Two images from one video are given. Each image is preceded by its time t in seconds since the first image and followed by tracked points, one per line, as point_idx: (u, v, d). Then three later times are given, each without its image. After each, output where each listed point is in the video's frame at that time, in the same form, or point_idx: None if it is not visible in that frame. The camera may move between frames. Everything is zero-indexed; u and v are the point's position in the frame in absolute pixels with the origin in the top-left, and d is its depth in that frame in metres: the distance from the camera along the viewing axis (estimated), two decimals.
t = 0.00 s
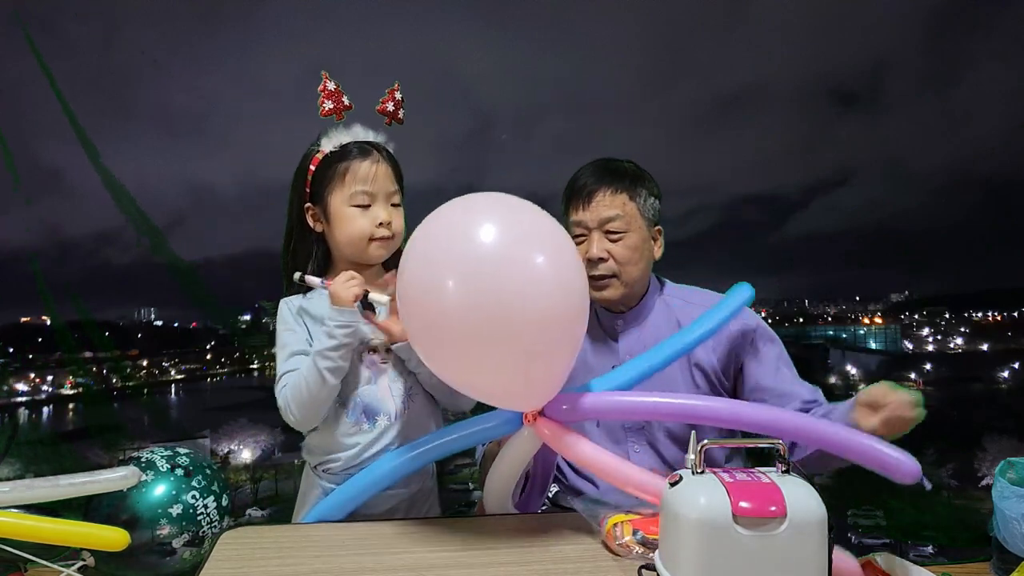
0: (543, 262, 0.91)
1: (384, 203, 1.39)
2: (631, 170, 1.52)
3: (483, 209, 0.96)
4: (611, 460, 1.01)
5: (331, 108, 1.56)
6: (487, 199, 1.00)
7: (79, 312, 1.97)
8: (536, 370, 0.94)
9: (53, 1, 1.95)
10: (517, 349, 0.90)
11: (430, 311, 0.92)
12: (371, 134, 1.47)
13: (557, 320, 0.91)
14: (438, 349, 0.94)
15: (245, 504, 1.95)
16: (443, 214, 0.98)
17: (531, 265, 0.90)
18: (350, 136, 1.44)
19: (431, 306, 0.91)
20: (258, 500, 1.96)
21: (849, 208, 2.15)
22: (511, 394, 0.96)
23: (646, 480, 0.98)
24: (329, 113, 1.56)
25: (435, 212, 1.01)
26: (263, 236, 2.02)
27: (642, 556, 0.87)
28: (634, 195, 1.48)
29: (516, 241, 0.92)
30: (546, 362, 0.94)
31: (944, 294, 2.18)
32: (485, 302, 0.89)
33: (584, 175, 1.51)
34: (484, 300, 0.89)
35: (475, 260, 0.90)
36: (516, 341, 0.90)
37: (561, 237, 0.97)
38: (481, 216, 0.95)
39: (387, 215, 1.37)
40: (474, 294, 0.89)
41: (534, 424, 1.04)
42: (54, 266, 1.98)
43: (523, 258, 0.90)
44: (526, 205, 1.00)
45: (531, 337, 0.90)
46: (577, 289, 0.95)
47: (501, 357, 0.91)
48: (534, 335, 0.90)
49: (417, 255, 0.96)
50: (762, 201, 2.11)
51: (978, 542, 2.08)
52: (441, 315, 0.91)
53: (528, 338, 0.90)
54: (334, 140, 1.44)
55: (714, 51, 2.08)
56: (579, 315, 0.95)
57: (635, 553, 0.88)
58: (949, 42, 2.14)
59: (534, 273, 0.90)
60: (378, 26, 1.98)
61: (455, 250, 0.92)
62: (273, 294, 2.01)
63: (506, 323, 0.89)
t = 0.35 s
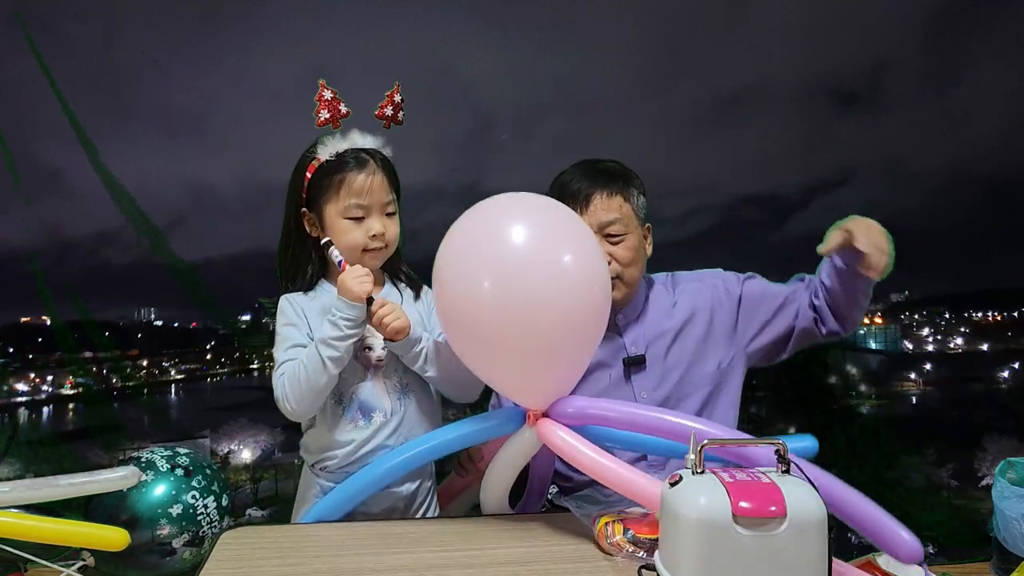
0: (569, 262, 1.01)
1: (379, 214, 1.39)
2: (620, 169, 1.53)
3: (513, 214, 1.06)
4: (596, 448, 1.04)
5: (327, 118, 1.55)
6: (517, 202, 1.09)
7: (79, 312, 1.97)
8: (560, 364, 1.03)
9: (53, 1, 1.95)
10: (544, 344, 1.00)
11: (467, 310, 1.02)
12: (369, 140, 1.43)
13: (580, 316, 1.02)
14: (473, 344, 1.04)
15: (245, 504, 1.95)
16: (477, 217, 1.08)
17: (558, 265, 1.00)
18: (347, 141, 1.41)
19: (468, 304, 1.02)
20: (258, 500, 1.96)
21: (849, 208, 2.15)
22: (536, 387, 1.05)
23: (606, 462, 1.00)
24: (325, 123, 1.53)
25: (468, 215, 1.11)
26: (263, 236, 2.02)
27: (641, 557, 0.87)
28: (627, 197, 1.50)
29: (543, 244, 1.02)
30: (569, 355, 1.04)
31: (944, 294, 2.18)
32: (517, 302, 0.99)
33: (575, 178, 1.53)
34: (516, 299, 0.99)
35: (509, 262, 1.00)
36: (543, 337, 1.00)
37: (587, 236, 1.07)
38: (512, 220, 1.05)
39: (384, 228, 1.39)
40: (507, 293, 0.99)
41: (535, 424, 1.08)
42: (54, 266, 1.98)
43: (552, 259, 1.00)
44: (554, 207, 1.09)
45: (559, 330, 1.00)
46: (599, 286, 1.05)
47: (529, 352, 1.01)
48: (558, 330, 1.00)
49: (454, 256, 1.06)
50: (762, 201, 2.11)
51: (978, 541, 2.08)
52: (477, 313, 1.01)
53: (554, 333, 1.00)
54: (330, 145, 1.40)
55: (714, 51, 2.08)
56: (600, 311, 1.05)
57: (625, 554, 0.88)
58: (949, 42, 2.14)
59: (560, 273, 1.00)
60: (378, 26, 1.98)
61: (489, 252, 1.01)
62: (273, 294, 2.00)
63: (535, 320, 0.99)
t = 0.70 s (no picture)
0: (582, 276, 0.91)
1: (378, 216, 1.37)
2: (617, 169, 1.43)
3: (524, 224, 0.96)
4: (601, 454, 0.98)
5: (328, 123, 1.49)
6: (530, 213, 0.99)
7: (79, 312, 1.97)
8: (567, 385, 0.93)
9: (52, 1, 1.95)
10: (552, 363, 0.90)
11: (471, 325, 0.92)
12: (371, 143, 1.42)
13: (592, 335, 0.91)
14: (474, 360, 0.94)
15: (245, 505, 1.94)
16: (485, 228, 0.98)
17: (571, 279, 0.90)
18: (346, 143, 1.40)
19: (471, 318, 0.91)
20: (258, 500, 1.96)
21: (849, 208, 2.15)
22: (542, 407, 0.95)
23: (587, 456, 0.97)
24: (324, 128, 1.49)
25: (477, 226, 1.00)
26: (264, 236, 2.03)
27: (640, 557, 0.87)
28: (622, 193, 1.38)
29: (555, 255, 0.91)
30: (578, 376, 0.93)
31: (944, 294, 2.18)
32: (524, 317, 0.88)
33: (568, 178, 1.42)
34: (523, 315, 0.88)
35: (518, 274, 0.89)
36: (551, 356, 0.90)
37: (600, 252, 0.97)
38: (523, 230, 0.94)
39: (383, 230, 1.36)
40: (514, 308, 0.88)
41: (548, 438, 1.03)
42: (55, 266, 1.97)
43: (564, 272, 0.90)
44: (570, 222, 0.99)
45: (568, 351, 0.90)
46: (612, 304, 0.94)
47: (535, 372, 0.90)
48: (567, 350, 0.89)
49: (459, 267, 0.96)
50: (761, 201, 2.12)
51: (978, 542, 2.08)
52: (481, 328, 0.90)
53: (563, 353, 0.90)
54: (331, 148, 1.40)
55: (714, 51, 2.08)
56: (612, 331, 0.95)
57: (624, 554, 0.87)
58: (949, 42, 2.14)
59: (573, 289, 0.89)
60: (378, 26, 1.98)
61: (496, 263, 0.91)
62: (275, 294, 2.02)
63: (543, 338, 0.88)
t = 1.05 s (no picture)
0: (643, 288, 0.91)
1: (364, 204, 1.35)
2: (587, 168, 1.32)
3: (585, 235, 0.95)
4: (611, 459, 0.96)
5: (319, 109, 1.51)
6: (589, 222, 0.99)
7: (79, 312, 1.97)
8: (619, 390, 0.96)
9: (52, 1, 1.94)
10: (607, 372, 0.92)
11: (530, 337, 0.93)
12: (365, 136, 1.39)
13: (647, 341, 0.92)
14: (531, 371, 0.95)
15: (245, 505, 1.94)
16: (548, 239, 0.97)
17: (632, 292, 0.90)
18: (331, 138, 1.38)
19: (532, 330, 0.92)
20: (258, 500, 1.96)
21: (849, 208, 2.15)
22: (592, 410, 0.97)
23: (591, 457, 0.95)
24: (315, 117, 1.48)
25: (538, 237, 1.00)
26: (264, 237, 2.03)
27: (641, 557, 0.86)
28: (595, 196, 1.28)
29: (617, 266, 0.91)
30: (630, 382, 0.95)
31: (944, 295, 2.18)
32: (586, 331, 0.89)
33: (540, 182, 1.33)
34: (585, 329, 0.89)
35: (580, 288, 0.89)
36: (608, 367, 0.91)
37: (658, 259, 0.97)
38: (582, 241, 0.94)
39: (369, 221, 1.33)
40: (577, 322, 0.89)
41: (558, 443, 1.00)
42: (54, 266, 1.97)
43: (626, 284, 0.90)
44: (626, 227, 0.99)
45: (625, 359, 0.91)
46: (668, 312, 0.95)
47: (590, 380, 0.92)
48: (622, 360, 0.91)
49: (521, 279, 0.96)
50: (762, 200, 2.12)
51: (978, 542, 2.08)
52: (541, 341, 0.91)
53: (619, 362, 0.91)
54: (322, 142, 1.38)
55: (714, 51, 2.08)
56: (665, 337, 0.96)
57: (622, 553, 0.87)
58: (949, 42, 2.14)
59: (634, 300, 0.90)
60: (378, 26, 1.98)
61: (558, 274, 0.92)
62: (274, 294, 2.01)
63: (603, 349, 0.90)
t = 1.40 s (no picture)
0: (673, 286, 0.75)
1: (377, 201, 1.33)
2: (576, 171, 1.27)
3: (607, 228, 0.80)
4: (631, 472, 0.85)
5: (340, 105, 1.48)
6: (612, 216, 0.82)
7: (79, 312, 1.97)
8: (643, 401, 0.80)
9: (52, 1, 1.94)
10: (631, 380, 0.76)
11: (542, 338, 0.78)
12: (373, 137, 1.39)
13: (678, 343, 0.76)
14: (544, 376, 0.80)
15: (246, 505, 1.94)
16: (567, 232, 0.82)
17: (660, 290, 0.74)
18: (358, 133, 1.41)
19: (545, 330, 0.77)
20: (258, 500, 1.96)
21: (849, 208, 2.15)
22: (607, 420, 0.81)
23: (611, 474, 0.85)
24: (337, 109, 1.48)
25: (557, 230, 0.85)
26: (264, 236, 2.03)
27: (641, 556, 0.83)
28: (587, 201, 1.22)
29: (643, 260, 0.75)
30: (655, 392, 0.79)
31: (944, 294, 2.18)
32: (608, 331, 0.73)
33: (534, 184, 1.27)
34: (607, 328, 0.73)
35: (602, 283, 0.74)
36: (632, 374, 0.76)
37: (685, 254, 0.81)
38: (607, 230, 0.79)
39: (381, 216, 1.31)
40: (597, 321, 0.73)
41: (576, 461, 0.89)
42: (54, 266, 1.97)
43: (652, 280, 0.75)
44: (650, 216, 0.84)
45: (653, 364, 0.76)
46: (698, 315, 0.79)
47: (611, 388, 0.77)
48: (648, 366, 0.75)
49: (534, 274, 0.81)
50: (762, 200, 2.12)
51: (978, 542, 2.08)
52: (555, 343, 0.76)
53: (644, 369, 0.76)
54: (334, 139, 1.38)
55: (714, 51, 2.08)
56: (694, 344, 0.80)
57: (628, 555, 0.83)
58: (949, 42, 2.14)
59: (662, 298, 0.74)
60: (379, 26, 1.98)
61: (577, 265, 0.76)
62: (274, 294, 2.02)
63: (627, 353, 0.74)
